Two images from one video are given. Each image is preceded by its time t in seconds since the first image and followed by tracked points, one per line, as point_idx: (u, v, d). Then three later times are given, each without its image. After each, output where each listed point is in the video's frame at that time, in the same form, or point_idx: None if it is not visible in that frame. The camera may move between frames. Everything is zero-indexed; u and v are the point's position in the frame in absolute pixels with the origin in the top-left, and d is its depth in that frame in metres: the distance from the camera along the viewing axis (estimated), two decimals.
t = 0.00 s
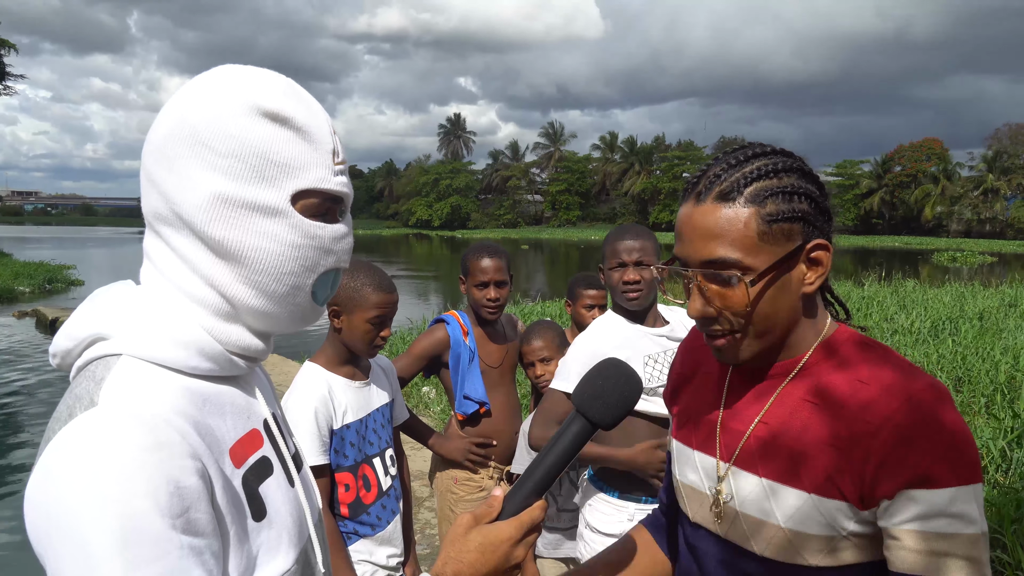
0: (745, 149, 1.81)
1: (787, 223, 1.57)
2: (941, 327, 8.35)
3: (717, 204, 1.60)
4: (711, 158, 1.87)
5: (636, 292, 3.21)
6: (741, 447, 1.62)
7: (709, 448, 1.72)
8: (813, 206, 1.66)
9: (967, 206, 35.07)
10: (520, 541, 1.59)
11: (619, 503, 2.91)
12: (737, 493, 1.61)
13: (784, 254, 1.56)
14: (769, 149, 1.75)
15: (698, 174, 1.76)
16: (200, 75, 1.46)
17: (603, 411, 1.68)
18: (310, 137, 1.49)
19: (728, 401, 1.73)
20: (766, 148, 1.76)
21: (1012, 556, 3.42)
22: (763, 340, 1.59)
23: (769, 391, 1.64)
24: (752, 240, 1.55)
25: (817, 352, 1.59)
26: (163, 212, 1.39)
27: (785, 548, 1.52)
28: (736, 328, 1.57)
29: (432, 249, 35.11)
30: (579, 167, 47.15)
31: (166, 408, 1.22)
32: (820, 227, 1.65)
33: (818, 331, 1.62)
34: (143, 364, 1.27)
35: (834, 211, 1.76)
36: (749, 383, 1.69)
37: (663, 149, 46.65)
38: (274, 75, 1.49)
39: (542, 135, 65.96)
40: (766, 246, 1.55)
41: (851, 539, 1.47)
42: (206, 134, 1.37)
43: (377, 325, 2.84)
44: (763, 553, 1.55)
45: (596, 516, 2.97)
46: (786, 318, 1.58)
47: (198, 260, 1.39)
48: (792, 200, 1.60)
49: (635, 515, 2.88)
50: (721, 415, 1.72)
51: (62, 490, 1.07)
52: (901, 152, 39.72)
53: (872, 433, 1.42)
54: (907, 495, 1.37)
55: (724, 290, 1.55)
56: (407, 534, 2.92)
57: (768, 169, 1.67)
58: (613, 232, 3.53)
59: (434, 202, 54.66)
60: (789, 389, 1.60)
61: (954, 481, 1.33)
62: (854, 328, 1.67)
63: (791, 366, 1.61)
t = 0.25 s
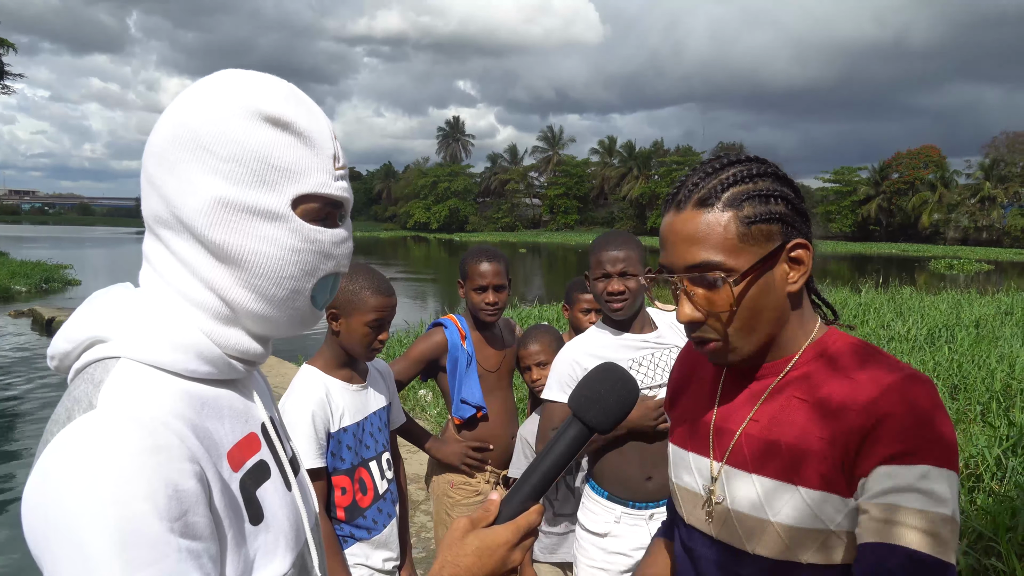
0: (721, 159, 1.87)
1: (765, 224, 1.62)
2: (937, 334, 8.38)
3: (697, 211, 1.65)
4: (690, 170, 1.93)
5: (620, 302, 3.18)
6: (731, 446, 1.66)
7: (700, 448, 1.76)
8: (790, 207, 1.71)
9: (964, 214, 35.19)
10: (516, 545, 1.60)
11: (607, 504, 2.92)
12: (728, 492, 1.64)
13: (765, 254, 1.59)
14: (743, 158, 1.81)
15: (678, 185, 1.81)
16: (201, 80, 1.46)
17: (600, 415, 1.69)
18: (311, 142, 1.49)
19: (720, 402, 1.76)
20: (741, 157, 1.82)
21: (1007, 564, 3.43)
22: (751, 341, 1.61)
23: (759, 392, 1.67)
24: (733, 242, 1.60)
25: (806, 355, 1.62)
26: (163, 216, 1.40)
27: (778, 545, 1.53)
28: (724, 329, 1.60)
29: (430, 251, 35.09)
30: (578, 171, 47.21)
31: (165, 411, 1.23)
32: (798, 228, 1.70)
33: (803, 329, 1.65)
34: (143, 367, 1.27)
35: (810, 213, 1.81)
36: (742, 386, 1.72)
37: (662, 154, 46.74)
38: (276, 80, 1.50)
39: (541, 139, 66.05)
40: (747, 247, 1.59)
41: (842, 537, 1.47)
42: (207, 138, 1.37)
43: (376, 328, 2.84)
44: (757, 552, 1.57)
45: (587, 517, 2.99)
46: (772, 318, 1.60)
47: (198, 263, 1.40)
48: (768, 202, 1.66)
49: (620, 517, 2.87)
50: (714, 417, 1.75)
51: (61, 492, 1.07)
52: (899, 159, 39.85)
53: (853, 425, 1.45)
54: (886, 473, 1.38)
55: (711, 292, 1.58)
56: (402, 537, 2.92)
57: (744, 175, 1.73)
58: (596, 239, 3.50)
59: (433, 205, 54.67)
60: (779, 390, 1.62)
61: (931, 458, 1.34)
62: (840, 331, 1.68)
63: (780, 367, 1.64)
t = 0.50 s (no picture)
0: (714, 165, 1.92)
1: (748, 224, 1.66)
2: (936, 339, 8.38)
3: (683, 212, 1.72)
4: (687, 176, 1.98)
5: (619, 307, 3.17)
6: (732, 448, 1.66)
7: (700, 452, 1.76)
8: (778, 210, 1.74)
9: (963, 219, 35.21)
10: (516, 546, 1.60)
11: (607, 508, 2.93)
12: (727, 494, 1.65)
13: (748, 252, 1.63)
14: (734, 163, 1.86)
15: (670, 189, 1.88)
16: (203, 83, 1.47)
17: (599, 416, 1.69)
18: (312, 145, 1.50)
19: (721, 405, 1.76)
20: (733, 162, 1.87)
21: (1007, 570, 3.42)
22: (738, 338, 1.64)
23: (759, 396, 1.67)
24: (715, 240, 1.65)
25: (804, 354, 1.64)
26: (165, 218, 1.40)
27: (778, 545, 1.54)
28: (708, 325, 1.63)
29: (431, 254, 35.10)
30: (578, 175, 47.26)
31: (167, 412, 1.23)
32: (788, 230, 1.73)
33: (790, 328, 1.67)
34: (145, 368, 1.27)
35: (803, 218, 1.83)
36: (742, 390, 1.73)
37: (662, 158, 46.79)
38: (277, 84, 1.51)
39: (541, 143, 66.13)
40: (729, 245, 1.64)
41: (843, 535, 1.47)
42: (210, 141, 1.38)
43: (377, 331, 2.85)
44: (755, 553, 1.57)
45: (587, 520, 3.00)
46: (757, 316, 1.64)
47: (199, 265, 1.40)
48: (754, 204, 1.71)
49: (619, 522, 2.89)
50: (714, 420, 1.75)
51: (64, 492, 1.07)
52: (899, 164, 39.90)
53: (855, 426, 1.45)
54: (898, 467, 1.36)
55: (693, 288, 1.63)
56: (402, 540, 2.92)
57: (733, 178, 1.77)
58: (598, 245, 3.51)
59: (433, 208, 54.71)
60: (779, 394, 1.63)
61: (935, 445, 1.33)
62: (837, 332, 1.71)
63: (776, 368, 1.66)
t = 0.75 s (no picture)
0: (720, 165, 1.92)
1: (747, 221, 1.67)
2: (940, 339, 8.34)
3: (686, 210, 1.74)
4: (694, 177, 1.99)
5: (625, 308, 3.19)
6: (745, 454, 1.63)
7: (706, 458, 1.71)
8: (780, 208, 1.73)
9: (967, 218, 35.08)
10: (518, 545, 1.60)
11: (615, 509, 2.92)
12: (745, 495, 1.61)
13: (747, 248, 1.64)
14: (738, 162, 1.86)
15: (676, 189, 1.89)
16: (203, 86, 1.48)
17: (599, 415, 1.69)
18: (313, 146, 1.51)
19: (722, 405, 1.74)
20: (737, 162, 1.87)
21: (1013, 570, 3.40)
22: (740, 334, 1.63)
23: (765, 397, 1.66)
24: (714, 237, 1.66)
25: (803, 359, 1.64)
26: (167, 220, 1.41)
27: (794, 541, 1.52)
28: (709, 321, 1.63)
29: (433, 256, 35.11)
30: (580, 176, 47.23)
31: (170, 411, 1.23)
32: (790, 228, 1.72)
33: (793, 327, 1.66)
34: (148, 369, 1.28)
35: (807, 218, 1.82)
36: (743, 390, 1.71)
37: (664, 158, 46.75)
38: (277, 86, 1.51)
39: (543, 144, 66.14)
40: (728, 240, 1.65)
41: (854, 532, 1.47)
42: (210, 144, 1.39)
43: (379, 332, 2.85)
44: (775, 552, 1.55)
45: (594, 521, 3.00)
46: (758, 313, 1.63)
47: (201, 267, 1.41)
48: (754, 202, 1.70)
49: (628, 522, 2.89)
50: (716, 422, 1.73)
51: (68, 492, 1.08)
52: (902, 163, 39.79)
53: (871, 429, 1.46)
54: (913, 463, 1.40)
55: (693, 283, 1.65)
56: (406, 540, 2.91)
57: (734, 176, 1.77)
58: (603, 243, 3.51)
59: (435, 210, 54.75)
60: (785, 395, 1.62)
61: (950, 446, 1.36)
62: (848, 332, 1.71)
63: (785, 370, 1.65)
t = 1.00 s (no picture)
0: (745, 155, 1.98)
1: (753, 200, 1.72)
2: (945, 332, 8.31)
3: (696, 187, 1.81)
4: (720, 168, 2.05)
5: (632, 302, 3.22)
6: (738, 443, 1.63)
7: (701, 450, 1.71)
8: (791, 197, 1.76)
9: (973, 211, 34.90)
10: (521, 537, 1.61)
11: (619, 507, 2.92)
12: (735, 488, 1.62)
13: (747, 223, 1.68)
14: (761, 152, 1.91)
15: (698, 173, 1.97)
16: (205, 82, 1.48)
17: (602, 407, 1.69)
18: (314, 142, 1.51)
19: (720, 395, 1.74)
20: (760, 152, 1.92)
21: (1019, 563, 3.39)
22: (730, 306, 1.66)
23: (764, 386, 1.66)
24: (716, 210, 1.72)
25: (807, 344, 1.64)
26: (169, 216, 1.42)
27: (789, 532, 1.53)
28: (701, 290, 1.68)
29: (436, 253, 35.11)
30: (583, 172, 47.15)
31: (172, 406, 1.24)
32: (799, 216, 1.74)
33: (788, 311, 1.67)
34: (150, 364, 1.29)
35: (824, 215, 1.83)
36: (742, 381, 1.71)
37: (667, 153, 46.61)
38: (279, 82, 1.52)
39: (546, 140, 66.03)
40: (729, 215, 1.70)
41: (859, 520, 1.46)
42: (211, 139, 1.39)
43: (383, 327, 2.86)
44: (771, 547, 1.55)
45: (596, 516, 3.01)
46: (752, 289, 1.65)
47: (203, 262, 1.42)
48: (765, 184, 1.75)
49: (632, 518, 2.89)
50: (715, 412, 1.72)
51: (72, 486, 1.09)
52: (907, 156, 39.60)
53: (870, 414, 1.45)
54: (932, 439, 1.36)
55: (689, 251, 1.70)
56: (411, 535, 2.92)
57: (752, 160, 1.82)
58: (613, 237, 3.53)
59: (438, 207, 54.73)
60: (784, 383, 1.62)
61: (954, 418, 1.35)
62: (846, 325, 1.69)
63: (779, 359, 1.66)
